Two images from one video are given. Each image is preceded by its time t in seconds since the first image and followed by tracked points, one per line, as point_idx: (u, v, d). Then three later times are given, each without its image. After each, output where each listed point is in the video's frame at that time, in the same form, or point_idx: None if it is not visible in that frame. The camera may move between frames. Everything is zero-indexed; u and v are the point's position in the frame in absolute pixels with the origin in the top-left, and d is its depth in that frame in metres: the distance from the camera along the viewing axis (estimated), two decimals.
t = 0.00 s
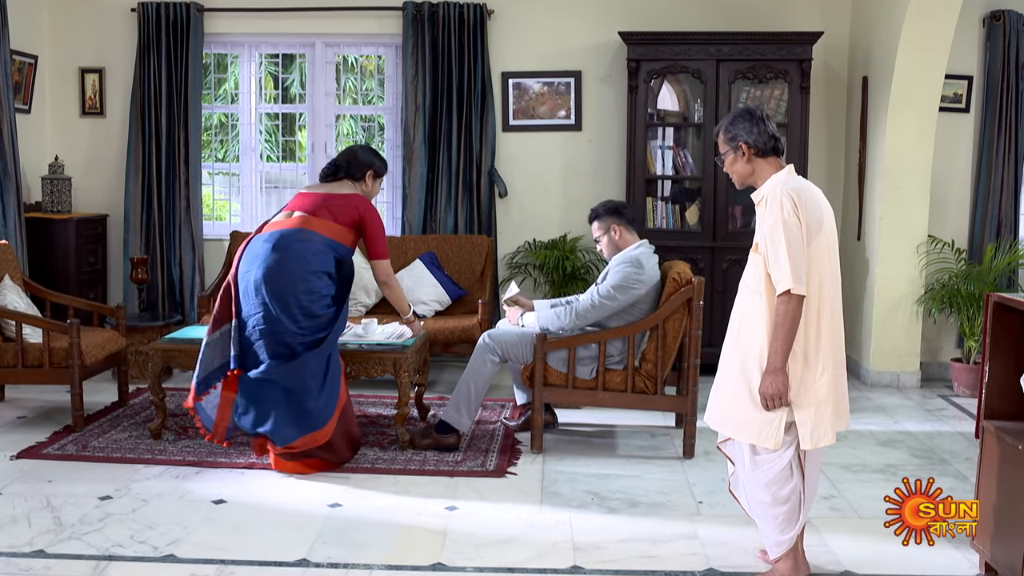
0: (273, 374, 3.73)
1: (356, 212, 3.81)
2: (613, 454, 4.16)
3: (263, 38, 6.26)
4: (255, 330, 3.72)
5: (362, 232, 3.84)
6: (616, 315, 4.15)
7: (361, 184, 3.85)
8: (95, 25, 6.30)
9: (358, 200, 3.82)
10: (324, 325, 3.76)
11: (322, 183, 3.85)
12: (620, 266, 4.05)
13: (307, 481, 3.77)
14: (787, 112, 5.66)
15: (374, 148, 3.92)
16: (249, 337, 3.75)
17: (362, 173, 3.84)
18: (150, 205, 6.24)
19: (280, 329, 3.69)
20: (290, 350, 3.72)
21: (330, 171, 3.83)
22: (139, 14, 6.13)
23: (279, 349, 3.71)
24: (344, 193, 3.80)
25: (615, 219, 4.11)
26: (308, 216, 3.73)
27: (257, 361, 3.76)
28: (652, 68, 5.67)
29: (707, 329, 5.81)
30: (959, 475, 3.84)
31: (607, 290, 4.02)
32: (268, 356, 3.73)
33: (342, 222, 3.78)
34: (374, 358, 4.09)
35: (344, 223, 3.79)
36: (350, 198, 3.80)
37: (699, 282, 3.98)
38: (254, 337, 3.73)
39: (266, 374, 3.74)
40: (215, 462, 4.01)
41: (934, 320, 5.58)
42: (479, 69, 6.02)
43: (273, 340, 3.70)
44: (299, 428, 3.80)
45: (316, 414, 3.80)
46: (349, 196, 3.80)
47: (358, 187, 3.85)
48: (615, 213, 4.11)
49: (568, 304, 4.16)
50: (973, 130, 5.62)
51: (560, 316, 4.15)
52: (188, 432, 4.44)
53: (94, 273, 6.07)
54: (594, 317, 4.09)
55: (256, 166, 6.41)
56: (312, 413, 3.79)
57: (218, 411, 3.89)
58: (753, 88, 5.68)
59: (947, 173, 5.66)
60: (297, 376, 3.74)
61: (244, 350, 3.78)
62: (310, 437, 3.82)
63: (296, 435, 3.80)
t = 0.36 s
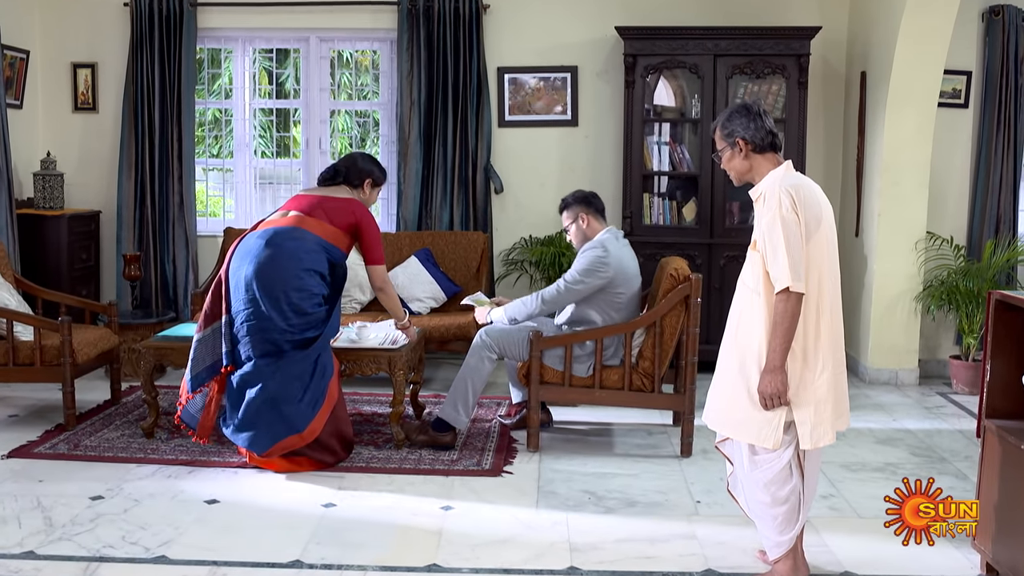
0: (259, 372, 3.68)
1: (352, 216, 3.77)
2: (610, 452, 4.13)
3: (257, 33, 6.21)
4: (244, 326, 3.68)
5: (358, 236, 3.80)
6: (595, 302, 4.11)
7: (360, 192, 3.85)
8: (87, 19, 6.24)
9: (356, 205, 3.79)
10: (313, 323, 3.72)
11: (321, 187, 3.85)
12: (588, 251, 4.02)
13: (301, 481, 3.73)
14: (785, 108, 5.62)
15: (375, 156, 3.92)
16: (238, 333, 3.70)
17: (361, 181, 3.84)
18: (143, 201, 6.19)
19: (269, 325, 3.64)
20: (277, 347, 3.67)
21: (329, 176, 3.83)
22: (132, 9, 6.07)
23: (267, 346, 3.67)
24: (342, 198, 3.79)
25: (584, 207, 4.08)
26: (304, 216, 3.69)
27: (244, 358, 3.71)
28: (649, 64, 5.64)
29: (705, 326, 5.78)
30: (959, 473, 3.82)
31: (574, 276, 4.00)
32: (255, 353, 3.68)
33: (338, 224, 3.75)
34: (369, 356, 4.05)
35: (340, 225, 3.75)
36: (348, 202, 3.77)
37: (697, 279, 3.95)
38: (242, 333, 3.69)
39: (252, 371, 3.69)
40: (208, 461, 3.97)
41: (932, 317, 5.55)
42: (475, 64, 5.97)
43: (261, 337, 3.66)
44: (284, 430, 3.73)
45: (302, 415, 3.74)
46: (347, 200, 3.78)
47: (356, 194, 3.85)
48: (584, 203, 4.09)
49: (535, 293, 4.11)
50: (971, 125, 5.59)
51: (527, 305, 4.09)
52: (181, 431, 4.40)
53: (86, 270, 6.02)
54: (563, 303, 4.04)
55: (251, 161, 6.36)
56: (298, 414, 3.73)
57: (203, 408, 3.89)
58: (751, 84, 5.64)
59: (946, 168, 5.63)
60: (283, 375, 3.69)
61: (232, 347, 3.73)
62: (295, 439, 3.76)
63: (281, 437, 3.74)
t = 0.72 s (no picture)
0: (254, 372, 3.63)
1: (350, 214, 3.74)
2: (609, 453, 4.10)
3: (253, 30, 6.17)
4: (240, 326, 3.63)
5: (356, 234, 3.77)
6: (571, 300, 4.07)
7: (356, 189, 3.80)
8: (82, 17, 6.20)
9: (353, 203, 3.76)
10: (310, 323, 3.69)
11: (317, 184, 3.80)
12: (548, 254, 3.98)
13: (297, 483, 3.70)
14: (784, 105, 5.58)
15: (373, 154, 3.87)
16: (233, 334, 3.66)
17: (359, 178, 3.79)
18: (139, 200, 6.15)
19: (265, 325, 3.60)
20: (274, 347, 3.64)
21: (327, 171, 3.77)
22: (126, 6, 6.03)
23: (263, 346, 3.63)
24: (340, 196, 3.74)
25: (558, 199, 4.06)
26: (301, 213, 3.66)
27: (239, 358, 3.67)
28: (648, 61, 5.60)
29: (704, 325, 5.75)
30: (960, 474, 3.79)
31: (538, 280, 3.96)
32: (251, 354, 3.63)
33: (335, 221, 3.71)
34: (364, 356, 4.01)
35: (337, 223, 3.72)
36: (346, 199, 3.74)
37: (696, 278, 3.91)
38: (238, 333, 3.64)
39: (249, 372, 3.64)
40: (203, 462, 3.93)
41: (933, 316, 5.52)
42: (473, 62, 5.93)
43: (257, 337, 3.62)
44: (281, 434, 3.69)
45: (299, 418, 3.70)
46: (345, 198, 3.74)
47: (353, 191, 3.80)
48: (562, 194, 4.07)
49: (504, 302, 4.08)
50: (972, 123, 5.56)
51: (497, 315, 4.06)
52: (176, 431, 4.36)
53: (81, 269, 5.98)
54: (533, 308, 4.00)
55: (247, 159, 6.31)
56: (295, 416, 3.69)
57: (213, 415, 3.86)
58: (750, 81, 5.60)
59: (947, 166, 5.59)
60: (281, 376, 3.65)
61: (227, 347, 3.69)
62: (292, 443, 3.71)
63: (278, 441, 3.69)
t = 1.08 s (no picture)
0: (252, 370, 3.60)
1: (349, 210, 3.70)
2: (610, 452, 4.06)
3: (252, 26, 6.13)
4: (237, 324, 3.60)
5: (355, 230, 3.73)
6: (555, 296, 4.06)
7: (355, 183, 3.79)
8: (79, 12, 6.15)
9: (351, 198, 3.71)
10: (308, 321, 3.65)
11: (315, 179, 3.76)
12: (528, 255, 3.93)
13: (295, 482, 3.67)
14: (786, 101, 5.54)
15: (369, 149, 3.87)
16: (231, 332, 3.63)
17: (357, 172, 3.78)
18: (137, 197, 6.12)
19: (263, 323, 3.57)
20: (272, 346, 3.60)
21: (324, 165, 3.75)
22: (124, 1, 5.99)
23: (261, 344, 3.60)
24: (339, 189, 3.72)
25: (520, 206, 3.96)
26: (299, 210, 3.62)
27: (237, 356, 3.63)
28: (649, 57, 5.56)
29: (706, 323, 5.72)
30: (965, 474, 3.76)
31: (521, 284, 3.91)
32: (249, 353, 3.60)
33: (333, 218, 3.67)
34: (363, 354, 3.98)
35: (335, 219, 3.68)
36: (345, 195, 3.70)
37: (698, 276, 3.86)
38: (235, 332, 3.61)
39: (246, 371, 3.61)
40: (201, 462, 3.90)
41: (936, 314, 5.49)
42: (473, 58, 5.89)
43: (255, 335, 3.58)
44: (279, 433, 3.66)
45: (298, 417, 3.67)
46: (343, 193, 3.70)
47: (351, 185, 3.79)
48: (521, 201, 3.96)
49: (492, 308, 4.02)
50: (976, 119, 5.52)
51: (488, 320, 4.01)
52: (174, 430, 4.33)
53: (79, 266, 5.95)
54: (521, 310, 3.94)
55: (245, 156, 6.27)
56: (293, 416, 3.66)
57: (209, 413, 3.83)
58: (752, 77, 5.57)
59: (950, 163, 5.55)
60: (278, 375, 3.62)
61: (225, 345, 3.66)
62: (290, 443, 3.69)
63: (276, 441, 3.66)
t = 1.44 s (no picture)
0: (249, 367, 3.58)
1: (344, 203, 3.66)
2: (611, 449, 4.04)
3: (250, 19, 6.09)
4: (233, 321, 3.58)
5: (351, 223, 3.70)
6: (554, 291, 4.02)
7: (352, 174, 3.73)
8: (77, 6, 6.12)
9: (347, 189, 3.67)
10: (305, 317, 3.62)
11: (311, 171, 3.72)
12: (526, 251, 3.89)
13: (294, 480, 3.64)
14: (788, 96, 5.51)
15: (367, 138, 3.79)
16: (227, 329, 3.60)
17: (354, 162, 3.71)
18: (135, 191, 6.09)
19: (259, 320, 3.54)
20: (268, 342, 3.57)
21: (320, 157, 3.70)
22: None
23: (257, 341, 3.57)
24: (334, 181, 3.66)
25: (518, 203, 3.94)
26: (295, 204, 3.59)
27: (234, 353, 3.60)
28: (651, 51, 5.52)
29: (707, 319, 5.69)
30: (968, 471, 3.73)
31: (520, 278, 3.88)
32: (245, 350, 3.57)
33: (329, 211, 3.64)
34: (363, 350, 3.95)
35: (331, 213, 3.64)
36: (341, 187, 3.66)
37: (700, 271, 3.84)
38: (231, 328, 3.58)
39: (243, 368, 3.59)
40: (199, 459, 3.88)
41: (939, 310, 5.46)
42: (473, 52, 5.86)
43: (251, 332, 3.56)
44: (277, 430, 3.64)
45: (295, 415, 3.64)
46: (339, 185, 3.66)
47: (348, 176, 3.72)
48: (517, 198, 3.93)
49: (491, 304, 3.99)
50: (979, 113, 5.48)
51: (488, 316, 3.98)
52: (172, 426, 4.30)
53: (77, 261, 5.92)
54: (519, 306, 3.91)
55: (244, 151, 6.24)
56: (290, 413, 3.64)
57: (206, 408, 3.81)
58: (753, 71, 5.54)
59: (953, 157, 5.52)
60: (275, 372, 3.59)
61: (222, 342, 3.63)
62: (288, 440, 3.66)
63: (274, 438, 3.64)
